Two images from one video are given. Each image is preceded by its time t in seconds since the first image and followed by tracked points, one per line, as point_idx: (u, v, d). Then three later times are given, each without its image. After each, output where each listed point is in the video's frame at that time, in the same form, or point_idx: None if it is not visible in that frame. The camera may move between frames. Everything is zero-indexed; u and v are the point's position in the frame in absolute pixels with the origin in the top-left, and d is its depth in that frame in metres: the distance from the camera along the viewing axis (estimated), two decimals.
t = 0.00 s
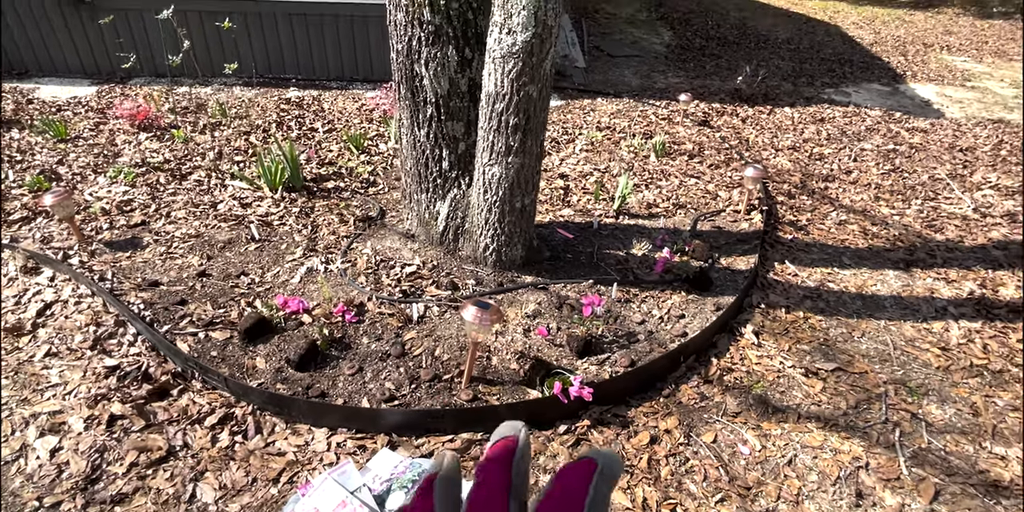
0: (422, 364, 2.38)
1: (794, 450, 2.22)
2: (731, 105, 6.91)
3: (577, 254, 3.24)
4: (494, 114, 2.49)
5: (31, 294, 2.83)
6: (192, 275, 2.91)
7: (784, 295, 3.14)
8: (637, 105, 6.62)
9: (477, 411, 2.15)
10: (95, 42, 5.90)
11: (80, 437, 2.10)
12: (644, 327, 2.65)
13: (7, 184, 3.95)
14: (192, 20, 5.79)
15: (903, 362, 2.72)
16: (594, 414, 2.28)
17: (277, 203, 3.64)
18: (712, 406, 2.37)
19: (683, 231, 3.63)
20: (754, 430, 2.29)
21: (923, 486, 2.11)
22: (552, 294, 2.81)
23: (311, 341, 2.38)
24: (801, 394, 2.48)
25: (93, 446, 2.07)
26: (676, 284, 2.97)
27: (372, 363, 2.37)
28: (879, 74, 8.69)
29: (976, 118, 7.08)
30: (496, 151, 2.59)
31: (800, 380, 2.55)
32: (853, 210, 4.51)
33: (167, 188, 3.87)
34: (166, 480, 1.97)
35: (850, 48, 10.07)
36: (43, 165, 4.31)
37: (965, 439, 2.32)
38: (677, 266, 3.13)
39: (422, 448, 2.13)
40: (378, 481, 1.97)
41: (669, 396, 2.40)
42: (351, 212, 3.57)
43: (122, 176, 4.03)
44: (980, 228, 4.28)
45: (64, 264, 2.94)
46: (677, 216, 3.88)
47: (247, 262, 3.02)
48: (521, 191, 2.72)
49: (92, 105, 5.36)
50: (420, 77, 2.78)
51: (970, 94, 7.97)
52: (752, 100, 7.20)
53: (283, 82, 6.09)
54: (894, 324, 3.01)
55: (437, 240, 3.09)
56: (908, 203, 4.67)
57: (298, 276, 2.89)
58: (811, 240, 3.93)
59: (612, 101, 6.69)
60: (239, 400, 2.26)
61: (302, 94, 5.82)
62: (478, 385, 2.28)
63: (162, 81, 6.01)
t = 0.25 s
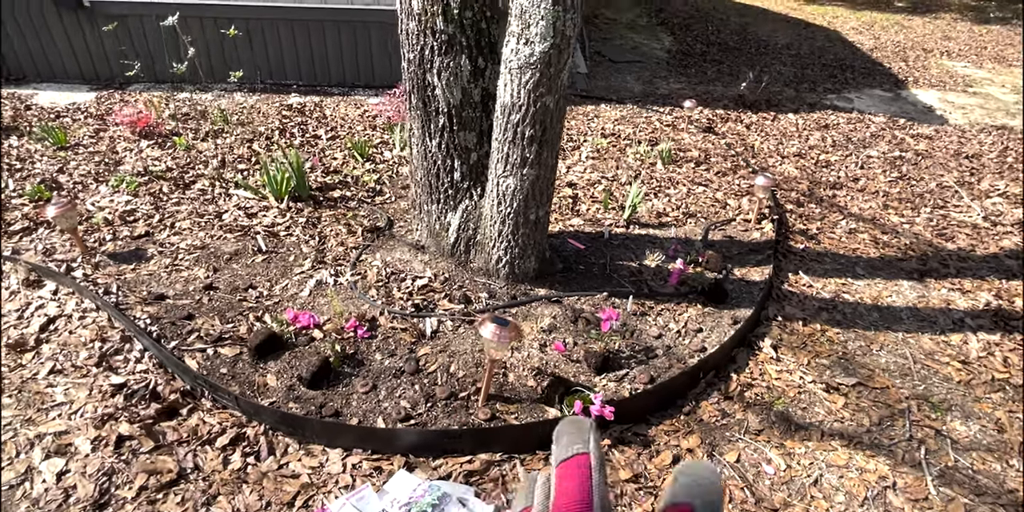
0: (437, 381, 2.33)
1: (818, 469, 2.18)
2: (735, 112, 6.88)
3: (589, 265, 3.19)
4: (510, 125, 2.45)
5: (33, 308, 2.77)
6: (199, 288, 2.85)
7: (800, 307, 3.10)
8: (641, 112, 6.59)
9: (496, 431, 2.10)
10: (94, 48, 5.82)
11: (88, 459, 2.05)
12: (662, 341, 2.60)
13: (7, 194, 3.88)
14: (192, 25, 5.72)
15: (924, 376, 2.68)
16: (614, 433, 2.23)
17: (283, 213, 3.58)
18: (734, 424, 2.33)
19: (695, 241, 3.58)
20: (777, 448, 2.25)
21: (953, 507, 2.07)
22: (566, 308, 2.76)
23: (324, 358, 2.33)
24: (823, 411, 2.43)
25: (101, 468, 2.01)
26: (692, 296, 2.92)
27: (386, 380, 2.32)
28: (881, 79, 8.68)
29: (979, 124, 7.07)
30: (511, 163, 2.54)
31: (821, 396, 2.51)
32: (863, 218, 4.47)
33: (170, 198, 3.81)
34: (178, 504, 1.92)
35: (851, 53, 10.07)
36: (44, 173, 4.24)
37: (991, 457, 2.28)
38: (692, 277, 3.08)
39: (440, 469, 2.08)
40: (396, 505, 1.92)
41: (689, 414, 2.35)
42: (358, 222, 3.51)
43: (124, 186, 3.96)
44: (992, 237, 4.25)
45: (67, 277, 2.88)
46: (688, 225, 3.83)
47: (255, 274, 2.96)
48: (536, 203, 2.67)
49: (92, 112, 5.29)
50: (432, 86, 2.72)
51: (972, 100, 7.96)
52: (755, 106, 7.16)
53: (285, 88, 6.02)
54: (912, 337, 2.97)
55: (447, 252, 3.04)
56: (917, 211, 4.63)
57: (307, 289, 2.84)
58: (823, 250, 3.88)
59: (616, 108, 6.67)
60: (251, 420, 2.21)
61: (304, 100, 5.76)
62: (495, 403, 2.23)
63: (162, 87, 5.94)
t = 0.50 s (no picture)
0: (464, 397, 2.28)
1: (856, 487, 2.13)
2: (743, 116, 6.73)
3: (610, 275, 3.14)
4: (536, 135, 2.40)
5: (47, 322, 2.71)
6: (215, 300, 2.80)
7: (825, 318, 3.06)
8: (650, 116, 6.48)
9: (528, 450, 2.06)
10: (98, 51, 5.74)
11: (109, 481, 2.00)
12: (690, 354, 2.56)
13: (15, 202, 3.76)
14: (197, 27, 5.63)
15: (955, 389, 2.64)
16: (647, 451, 2.19)
17: (297, 221, 3.51)
18: (767, 440, 2.28)
19: (715, 249, 3.53)
20: (813, 465, 2.21)
21: None
22: (591, 320, 2.72)
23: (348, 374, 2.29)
24: (856, 425, 2.39)
25: (123, 490, 1.97)
26: (717, 307, 2.88)
27: (412, 396, 2.27)
28: (886, 83, 8.63)
29: (988, 128, 7.02)
30: (536, 174, 2.49)
31: (853, 410, 2.46)
32: (879, 225, 4.36)
33: (181, 206, 3.72)
34: None
35: (855, 56, 10.03)
36: (51, 181, 4.07)
37: None
38: (717, 287, 3.03)
39: (471, 490, 2.03)
40: None
41: (721, 430, 2.31)
42: (374, 231, 3.44)
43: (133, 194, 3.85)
44: (1010, 244, 4.21)
45: (80, 289, 2.82)
46: (706, 233, 3.77)
47: (272, 286, 2.90)
48: (560, 213, 2.62)
49: (95, 116, 5.12)
50: (453, 95, 2.64)
51: (979, 104, 7.90)
52: (763, 110, 7.04)
53: (290, 93, 5.92)
54: (939, 348, 2.93)
55: (467, 262, 2.98)
56: (933, 217, 4.57)
57: (327, 301, 2.79)
58: (842, 257, 3.80)
59: (624, 112, 6.57)
60: (275, 438, 2.17)
61: (310, 104, 5.63)
62: (525, 420, 2.19)
63: (166, 91, 5.84)
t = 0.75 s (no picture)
0: (485, 404, 2.26)
1: (883, 496, 2.12)
2: (750, 117, 6.54)
3: (626, 279, 3.10)
4: (557, 139, 2.38)
5: (59, 328, 2.66)
6: (229, 305, 2.77)
7: (843, 322, 3.04)
8: (657, 117, 6.31)
9: (552, 459, 2.04)
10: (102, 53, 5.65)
11: (128, 492, 1.99)
12: (710, 361, 2.54)
13: (23, 205, 3.65)
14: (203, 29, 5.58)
15: (978, 395, 2.63)
16: (671, 460, 2.18)
17: (308, 225, 3.47)
18: (791, 448, 2.27)
19: (730, 253, 3.50)
20: (838, 474, 2.19)
21: None
22: (609, 325, 2.70)
23: (368, 381, 2.27)
24: (880, 432, 2.37)
25: (142, 501, 1.95)
26: (735, 312, 2.85)
27: (432, 404, 2.25)
28: (891, 83, 8.56)
29: (995, 129, 6.96)
30: (556, 178, 2.46)
31: (876, 416, 2.44)
32: (891, 228, 4.25)
33: (191, 209, 3.66)
34: None
35: (859, 56, 9.97)
36: (58, 184, 3.98)
37: None
38: (734, 292, 3.01)
39: (495, 500, 2.02)
40: None
41: (744, 438, 2.30)
42: (387, 235, 3.41)
43: (142, 196, 3.78)
44: None
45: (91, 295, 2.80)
46: (719, 236, 3.73)
47: (286, 291, 2.87)
48: (579, 218, 2.60)
49: (100, 118, 5.06)
50: (470, 98, 2.60)
51: (985, 104, 7.80)
52: (771, 111, 6.87)
53: (295, 94, 5.88)
54: (959, 353, 2.91)
55: (483, 267, 2.95)
56: (945, 219, 4.48)
57: (342, 306, 2.76)
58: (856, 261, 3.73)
59: (630, 113, 6.37)
60: (295, 448, 2.15)
61: (315, 106, 5.56)
62: (548, 429, 2.18)
63: (170, 93, 5.80)
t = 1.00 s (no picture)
0: (495, 405, 2.25)
1: (897, 497, 2.11)
2: (754, 115, 6.52)
3: (634, 279, 3.09)
4: (567, 138, 2.36)
5: (65, 328, 2.66)
6: (236, 305, 2.75)
7: (852, 322, 3.03)
8: (661, 115, 6.26)
9: (564, 461, 2.03)
10: (103, 51, 5.55)
11: (137, 493, 1.97)
12: (721, 361, 2.53)
13: (27, 205, 3.65)
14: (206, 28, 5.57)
15: (989, 396, 2.62)
16: (683, 461, 2.17)
17: (314, 224, 3.46)
18: (803, 449, 2.26)
19: (738, 252, 3.49)
20: (851, 475, 2.18)
21: None
22: (619, 326, 2.68)
23: (377, 382, 2.25)
24: (892, 433, 2.36)
25: (151, 503, 1.94)
26: (744, 312, 2.84)
27: (442, 405, 2.24)
28: (895, 81, 8.50)
29: (1000, 127, 6.91)
30: (566, 177, 2.45)
31: (888, 417, 2.43)
32: (897, 226, 4.23)
33: (196, 208, 3.64)
34: None
35: (862, 54, 9.92)
36: (62, 182, 3.96)
37: None
38: (743, 292, 3.00)
39: (507, 501, 2.01)
40: None
41: (756, 439, 2.29)
42: (393, 234, 3.39)
43: (146, 195, 3.77)
44: None
45: (97, 294, 2.78)
46: (727, 235, 3.71)
47: (293, 291, 2.86)
48: (589, 217, 2.58)
49: (102, 116, 5.03)
50: (479, 97, 2.58)
51: (989, 102, 7.75)
52: (775, 109, 6.84)
53: (298, 92, 5.85)
54: (970, 353, 2.90)
55: (491, 266, 2.94)
56: (951, 218, 4.45)
57: (350, 306, 2.75)
58: (864, 260, 3.71)
59: (634, 111, 6.33)
60: (305, 449, 2.14)
61: (318, 104, 5.53)
62: (559, 430, 2.17)
63: (172, 91, 5.78)
